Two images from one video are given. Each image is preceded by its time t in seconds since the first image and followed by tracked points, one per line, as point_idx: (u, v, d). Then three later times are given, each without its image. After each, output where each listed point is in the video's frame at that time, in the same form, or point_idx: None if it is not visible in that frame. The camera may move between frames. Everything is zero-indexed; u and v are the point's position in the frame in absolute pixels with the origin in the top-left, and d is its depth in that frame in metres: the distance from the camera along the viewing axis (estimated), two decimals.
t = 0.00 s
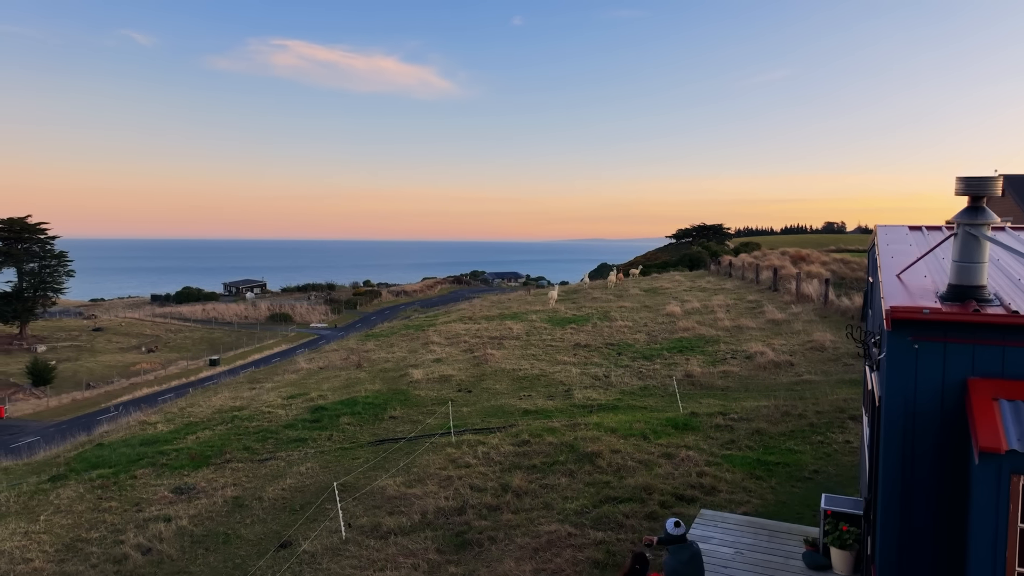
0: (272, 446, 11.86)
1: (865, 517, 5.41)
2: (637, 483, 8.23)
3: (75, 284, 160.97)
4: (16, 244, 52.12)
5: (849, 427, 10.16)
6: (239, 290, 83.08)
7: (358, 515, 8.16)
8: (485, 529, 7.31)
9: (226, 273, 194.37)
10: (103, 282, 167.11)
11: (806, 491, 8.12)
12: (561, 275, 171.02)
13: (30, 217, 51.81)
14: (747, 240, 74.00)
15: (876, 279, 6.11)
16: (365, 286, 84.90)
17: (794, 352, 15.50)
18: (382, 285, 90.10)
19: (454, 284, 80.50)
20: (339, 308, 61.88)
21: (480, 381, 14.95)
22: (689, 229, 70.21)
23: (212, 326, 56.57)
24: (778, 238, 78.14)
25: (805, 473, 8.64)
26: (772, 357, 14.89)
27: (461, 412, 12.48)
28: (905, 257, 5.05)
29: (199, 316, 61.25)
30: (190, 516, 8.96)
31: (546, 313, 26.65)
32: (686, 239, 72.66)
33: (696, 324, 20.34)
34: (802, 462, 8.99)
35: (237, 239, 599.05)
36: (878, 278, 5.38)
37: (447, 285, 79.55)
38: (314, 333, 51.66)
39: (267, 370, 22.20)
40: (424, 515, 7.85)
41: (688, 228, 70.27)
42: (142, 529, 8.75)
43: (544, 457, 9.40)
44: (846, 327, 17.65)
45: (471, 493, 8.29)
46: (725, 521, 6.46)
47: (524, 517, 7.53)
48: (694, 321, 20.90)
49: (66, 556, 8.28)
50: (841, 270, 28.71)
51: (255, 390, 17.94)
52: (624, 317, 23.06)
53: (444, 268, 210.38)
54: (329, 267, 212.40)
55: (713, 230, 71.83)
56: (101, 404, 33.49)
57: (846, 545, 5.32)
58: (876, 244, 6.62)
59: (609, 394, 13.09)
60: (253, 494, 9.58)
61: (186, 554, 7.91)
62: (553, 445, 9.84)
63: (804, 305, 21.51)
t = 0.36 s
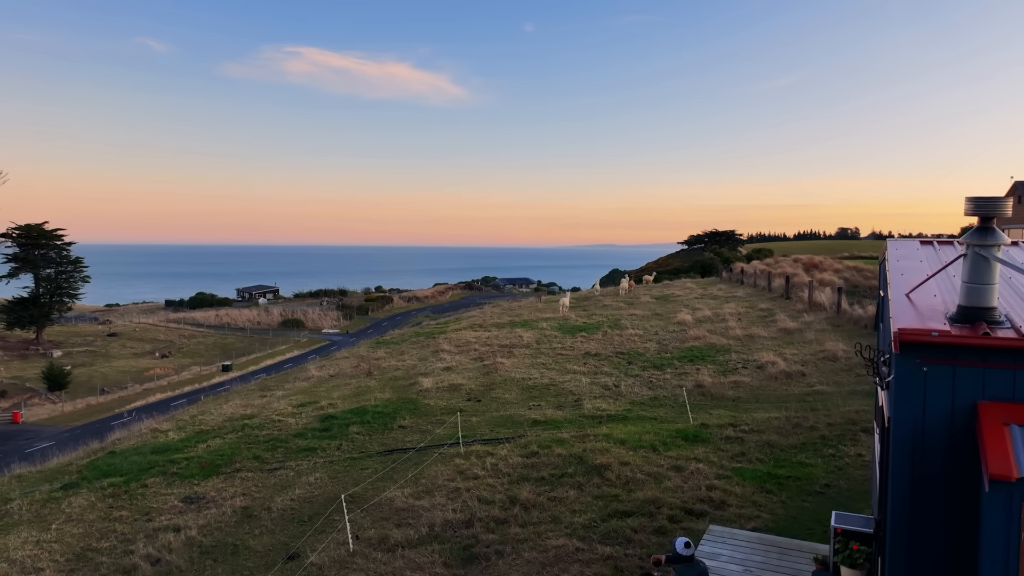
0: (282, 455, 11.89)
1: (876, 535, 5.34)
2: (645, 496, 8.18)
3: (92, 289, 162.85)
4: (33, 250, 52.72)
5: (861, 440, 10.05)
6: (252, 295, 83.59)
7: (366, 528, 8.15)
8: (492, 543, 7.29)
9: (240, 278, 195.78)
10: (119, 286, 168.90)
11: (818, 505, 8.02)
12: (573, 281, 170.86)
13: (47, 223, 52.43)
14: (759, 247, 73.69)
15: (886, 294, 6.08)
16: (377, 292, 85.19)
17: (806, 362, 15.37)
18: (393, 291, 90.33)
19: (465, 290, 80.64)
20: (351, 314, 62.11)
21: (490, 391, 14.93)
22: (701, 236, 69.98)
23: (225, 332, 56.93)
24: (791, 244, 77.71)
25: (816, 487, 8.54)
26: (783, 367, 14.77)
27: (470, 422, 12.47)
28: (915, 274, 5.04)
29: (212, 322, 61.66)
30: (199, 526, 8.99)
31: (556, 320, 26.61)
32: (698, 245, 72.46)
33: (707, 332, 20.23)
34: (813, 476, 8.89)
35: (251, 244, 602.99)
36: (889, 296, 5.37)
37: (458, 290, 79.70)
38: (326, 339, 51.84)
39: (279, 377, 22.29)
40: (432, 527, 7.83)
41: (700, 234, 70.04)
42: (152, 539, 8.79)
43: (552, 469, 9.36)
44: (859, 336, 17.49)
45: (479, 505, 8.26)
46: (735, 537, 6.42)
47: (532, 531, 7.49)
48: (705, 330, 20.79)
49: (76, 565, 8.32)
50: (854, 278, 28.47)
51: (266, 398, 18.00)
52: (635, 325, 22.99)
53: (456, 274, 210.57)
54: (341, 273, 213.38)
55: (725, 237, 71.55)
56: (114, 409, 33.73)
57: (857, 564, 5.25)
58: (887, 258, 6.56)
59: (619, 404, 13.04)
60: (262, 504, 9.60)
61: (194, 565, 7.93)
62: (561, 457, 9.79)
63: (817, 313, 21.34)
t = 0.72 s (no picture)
0: (291, 465, 11.92)
1: (886, 555, 5.27)
2: (655, 510, 8.13)
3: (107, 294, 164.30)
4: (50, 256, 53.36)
5: (874, 453, 9.93)
6: (265, 301, 84.11)
7: (373, 540, 8.15)
8: (500, 557, 7.26)
9: (254, 283, 197.09)
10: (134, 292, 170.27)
11: (829, 520, 7.93)
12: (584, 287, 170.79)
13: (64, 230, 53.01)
14: (772, 253, 73.29)
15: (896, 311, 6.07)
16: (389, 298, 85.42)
17: (818, 372, 15.24)
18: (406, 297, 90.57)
19: (477, 296, 80.78)
20: (362, 320, 62.28)
21: (500, 400, 14.90)
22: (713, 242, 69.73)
23: (238, 338, 57.24)
24: (805, 251, 77.22)
25: (827, 501, 8.44)
26: (795, 378, 14.64)
27: (479, 432, 12.45)
28: (926, 291, 5.08)
29: (225, 328, 62.04)
30: (209, 536, 9.02)
31: (567, 329, 26.54)
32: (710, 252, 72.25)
33: (718, 341, 20.11)
34: (824, 489, 8.80)
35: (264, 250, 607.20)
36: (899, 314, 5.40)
37: (469, 297, 79.80)
38: (338, 345, 52.01)
39: (290, 385, 22.37)
40: (439, 540, 7.82)
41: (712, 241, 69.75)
42: (161, 550, 8.83)
43: (562, 481, 9.32)
44: (872, 346, 17.33)
45: (487, 518, 8.24)
46: (744, 553, 6.39)
47: (539, 544, 7.46)
48: (717, 338, 20.67)
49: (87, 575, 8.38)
50: (868, 286, 28.21)
51: (277, 406, 18.05)
52: (645, 334, 22.90)
53: (467, 280, 210.97)
54: (354, 278, 214.32)
55: (737, 243, 71.27)
56: (127, 415, 33.96)
57: None
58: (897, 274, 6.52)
59: (629, 415, 12.98)
60: (271, 515, 9.62)
61: None
62: (570, 469, 9.76)
63: (830, 322, 21.18)
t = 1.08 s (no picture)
0: (301, 475, 11.94)
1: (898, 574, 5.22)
2: (664, 524, 8.08)
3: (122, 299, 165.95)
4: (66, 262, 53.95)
5: (887, 467, 9.82)
6: (278, 307, 84.57)
7: (382, 552, 8.15)
8: (507, 571, 7.23)
9: (267, 289, 198.26)
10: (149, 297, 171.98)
11: (841, 536, 7.84)
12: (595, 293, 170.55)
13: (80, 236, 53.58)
14: (785, 259, 72.81)
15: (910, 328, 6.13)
16: (400, 304, 85.59)
17: (831, 383, 15.10)
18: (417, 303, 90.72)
19: (488, 303, 80.81)
20: (374, 326, 62.46)
21: (510, 410, 14.87)
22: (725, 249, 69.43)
23: (251, 344, 57.54)
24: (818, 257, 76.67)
25: (839, 516, 8.35)
26: (807, 388, 14.51)
27: (489, 442, 12.42)
28: (937, 309, 5.10)
29: (238, 334, 62.40)
30: (218, 546, 9.05)
31: (577, 337, 26.48)
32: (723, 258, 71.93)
33: (730, 350, 19.99)
34: (836, 504, 8.71)
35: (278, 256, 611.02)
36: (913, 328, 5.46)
37: (481, 303, 79.85)
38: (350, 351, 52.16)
39: (301, 393, 22.43)
40: (448, 553, 7.80)
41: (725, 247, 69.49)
42: (171, 560, 8.86)
43: (571, 493, 9.28)
44: (885, 356, 17.17)
45: (496, 531, 8.22)
46: (754, 571, 6.32)
47: (547, 559, 7.43)
48: (728, 347, 20.55)
49: None
50: (882, 295, 27.95)
51: (288, 414, 18.11)
52: (657, 342, 22.80)
53: (479, 286, 211.28)
54: (366, 284, 215.09)
55: (749, 250, 70.90)
56: (141, 421, 34.20)
57: None
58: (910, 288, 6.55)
59: (640, 425, 12.92)
60: (281, 525, 9.64)
61: None
62: (580, 481, 9.72)
63: (843, 331, 21.00)
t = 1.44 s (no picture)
0: (312, 484, 11.96)
1: None
2: (674, 539, 8.02)
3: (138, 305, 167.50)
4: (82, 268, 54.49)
5: (901, 481, 9.69)
6: (291, 313, 85.01)
7: (390, 565, 8.13)
8: None
9: (280, 295, 199.28)
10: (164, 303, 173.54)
11: (853, 552, 7.74)
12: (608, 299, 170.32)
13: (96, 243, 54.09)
14: (798, 265, 72.50)
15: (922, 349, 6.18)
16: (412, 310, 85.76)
17: (844, 393, 14.95)
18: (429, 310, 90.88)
19: (500, 309, 80.85)
20: (386, 333, 62.62)
21: (520, 419, 14.83)
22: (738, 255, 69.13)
23: (264, 350, 57.84)
24: (832, 263, 76.13)
25: (852, 532, 8.24)
26: (820, 399, 14.38)
27: (498, 453, 12.40)
28: (949, 331, 5.24)
29: (251, 339, 62.76)
30: (228, 557, 9.07)
31: (588, 345, 26.40)
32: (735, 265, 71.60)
33: (742, 359, 19.87)
34: (849, 519, 8.59)
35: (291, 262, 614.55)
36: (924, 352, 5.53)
37: (492, 309, 79.87)
38: (362, 357, 52.33)
39: (313, 400, 22.50)
40: (456, 566, 7.78)
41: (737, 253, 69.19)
42: (181, 571, 8.89)
43: (580, 506, 9.23)
44: (899, 366, 17.00)
45: (504, 545, 8.19)
46: None
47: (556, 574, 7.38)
48: (740, 357, 20.42)
49: None
50: (896, 303, 27.68)
51: (299, 422, 18.16)
52: (668, 351, 22.70)
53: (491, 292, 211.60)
54: (379, 289, 216.07)
55: (762, 256, 70.50)
56: (154, 427, 34.42)
57: None
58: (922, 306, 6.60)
59: (651, 436, 12.85)
60: (290, 536, 9.65)
61: None
62: (589, 493, 9.66)
63: (857, 341, 20.82)
